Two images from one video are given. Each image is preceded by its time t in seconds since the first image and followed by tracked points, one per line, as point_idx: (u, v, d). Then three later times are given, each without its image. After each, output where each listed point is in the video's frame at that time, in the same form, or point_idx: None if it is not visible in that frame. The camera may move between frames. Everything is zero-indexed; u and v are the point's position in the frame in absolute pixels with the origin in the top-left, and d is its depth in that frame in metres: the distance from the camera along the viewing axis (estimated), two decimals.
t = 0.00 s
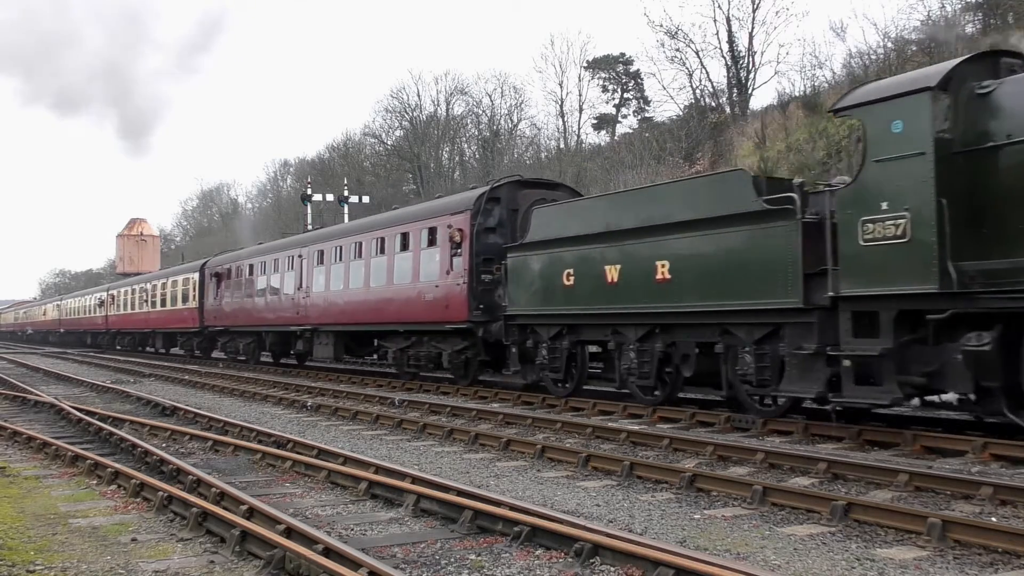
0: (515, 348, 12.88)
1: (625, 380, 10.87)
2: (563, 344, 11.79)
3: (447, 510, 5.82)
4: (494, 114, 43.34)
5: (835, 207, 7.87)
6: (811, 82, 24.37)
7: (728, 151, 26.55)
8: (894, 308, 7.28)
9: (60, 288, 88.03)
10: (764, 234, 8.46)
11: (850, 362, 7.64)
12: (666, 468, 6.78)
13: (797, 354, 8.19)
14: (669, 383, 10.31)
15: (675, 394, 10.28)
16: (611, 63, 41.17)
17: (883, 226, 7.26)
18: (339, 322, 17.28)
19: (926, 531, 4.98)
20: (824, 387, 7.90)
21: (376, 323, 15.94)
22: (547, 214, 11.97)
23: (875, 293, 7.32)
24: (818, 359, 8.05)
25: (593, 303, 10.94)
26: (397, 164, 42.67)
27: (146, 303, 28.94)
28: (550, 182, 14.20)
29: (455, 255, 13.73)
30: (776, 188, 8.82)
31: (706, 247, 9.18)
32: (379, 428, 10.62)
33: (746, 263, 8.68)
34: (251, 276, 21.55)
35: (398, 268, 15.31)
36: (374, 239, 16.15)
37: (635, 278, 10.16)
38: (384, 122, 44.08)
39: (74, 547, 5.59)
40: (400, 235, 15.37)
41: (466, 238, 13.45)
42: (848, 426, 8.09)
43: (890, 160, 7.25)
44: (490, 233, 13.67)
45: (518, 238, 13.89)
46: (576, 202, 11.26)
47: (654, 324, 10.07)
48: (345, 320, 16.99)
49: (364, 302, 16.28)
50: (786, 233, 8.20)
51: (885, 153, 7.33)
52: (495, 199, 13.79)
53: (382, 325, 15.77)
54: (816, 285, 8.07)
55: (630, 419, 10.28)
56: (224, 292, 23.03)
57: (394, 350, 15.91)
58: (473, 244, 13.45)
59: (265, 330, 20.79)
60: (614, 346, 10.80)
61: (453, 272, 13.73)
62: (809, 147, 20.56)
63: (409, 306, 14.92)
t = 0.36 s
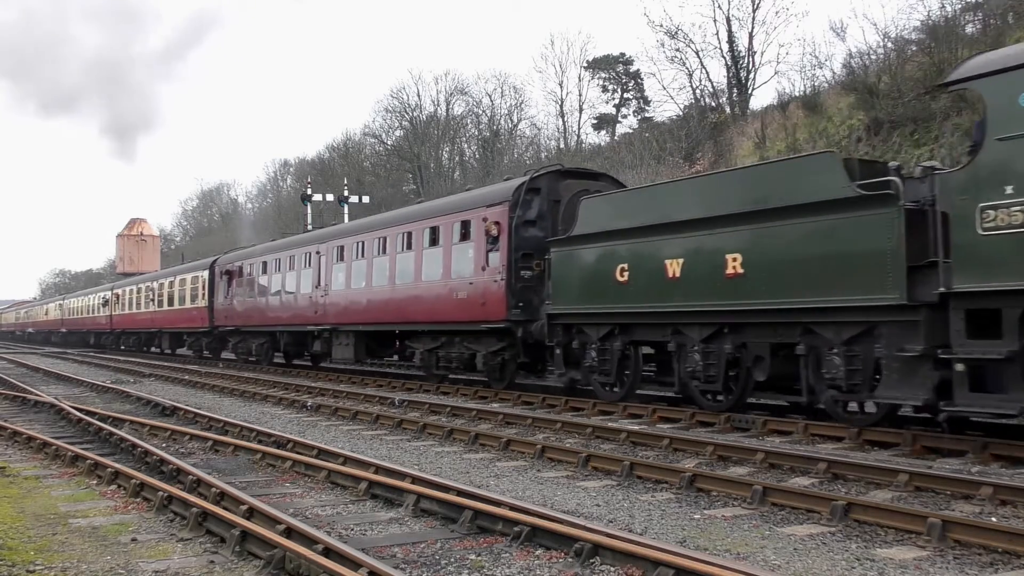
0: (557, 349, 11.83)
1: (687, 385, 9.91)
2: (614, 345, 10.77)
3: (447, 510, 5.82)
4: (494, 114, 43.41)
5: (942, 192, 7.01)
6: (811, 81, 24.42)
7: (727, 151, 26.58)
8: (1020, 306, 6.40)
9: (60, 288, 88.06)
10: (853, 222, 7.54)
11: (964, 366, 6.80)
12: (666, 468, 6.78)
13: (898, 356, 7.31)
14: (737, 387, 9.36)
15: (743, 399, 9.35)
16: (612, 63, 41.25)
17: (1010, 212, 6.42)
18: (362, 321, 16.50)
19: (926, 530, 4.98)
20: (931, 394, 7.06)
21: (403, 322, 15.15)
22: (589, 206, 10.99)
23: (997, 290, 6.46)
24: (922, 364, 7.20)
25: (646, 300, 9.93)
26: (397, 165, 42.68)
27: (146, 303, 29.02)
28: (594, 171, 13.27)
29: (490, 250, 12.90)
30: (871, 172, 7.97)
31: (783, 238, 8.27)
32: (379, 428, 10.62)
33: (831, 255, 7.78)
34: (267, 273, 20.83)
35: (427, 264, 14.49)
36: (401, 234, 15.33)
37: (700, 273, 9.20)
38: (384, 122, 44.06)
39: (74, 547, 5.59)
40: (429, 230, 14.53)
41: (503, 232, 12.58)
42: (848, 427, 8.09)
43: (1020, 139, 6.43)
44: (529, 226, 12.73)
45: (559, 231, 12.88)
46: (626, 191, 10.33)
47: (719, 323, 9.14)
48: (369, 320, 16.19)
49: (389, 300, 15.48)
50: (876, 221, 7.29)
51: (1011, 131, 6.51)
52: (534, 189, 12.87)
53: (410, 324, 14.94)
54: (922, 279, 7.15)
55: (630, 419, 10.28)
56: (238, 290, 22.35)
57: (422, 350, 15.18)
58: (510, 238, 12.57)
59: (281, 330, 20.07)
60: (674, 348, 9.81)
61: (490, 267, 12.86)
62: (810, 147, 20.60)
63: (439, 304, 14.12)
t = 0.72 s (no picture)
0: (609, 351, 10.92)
1: (763, 391, 8.94)
2: (674, 345, 9.83)
3: (447, 510, 5.82)
4: (494, 114, 43.44)
5: None
6: (811, 82, 24.47)
7: (727, 151, 26.60)
8: None
9: (60, 287, 88.15)
10: (969, 208, 6.67)
11: None
12: (666, 468, 6.79)
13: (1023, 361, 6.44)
14: (823, 390, 8.45)
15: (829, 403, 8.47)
16: (612, 63, 41.31)
17: None
18: (387, 321, 15.57)
19: (927, 531, 4.98)
20: None
21: (434, 322, 14.24)
22: (649, 194, 10.17)
23: None
24: None
25: (718, 296, 9.04)
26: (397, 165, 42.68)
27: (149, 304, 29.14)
28: (640, 160, 12.32)
29: (532, 245, 12.01)
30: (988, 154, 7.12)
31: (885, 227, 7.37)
32: (379, 428, 10.61)
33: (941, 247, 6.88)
34: (285, 270, 19.99)
35: (460, 259, 13.57)
36: (430, 228, 14.42)
37: (779, 267, 8.33)
38: (384, 122, 44.09)
39: (74, 547, 5.59)
40: (462, 223, 13.61)
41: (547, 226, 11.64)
42: (848, 427, 8.09)
43: None
44: (575, 218, 11.76)
45: (609, 223, 11.86)
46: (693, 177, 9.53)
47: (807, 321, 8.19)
48: (395, 319, 15.31)
49: (418, 298, 14.57)
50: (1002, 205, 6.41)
51: None
52: (580, 179, 11.85)
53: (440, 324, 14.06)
54: None
55: (630, 419, 10.28)
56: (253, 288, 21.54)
57: (454, 351, 14.31)
58: (555, 232, 11.62)
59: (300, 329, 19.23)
60: (747, 350, 8.91)
61: (532, 263, 11.95)
62: (810, 147, 20.61)
63: (474, 301, 13.21)
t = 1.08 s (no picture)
0: (669, 353, 10.18)
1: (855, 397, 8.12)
2: (746, 347, 9.06)
3: (447, 510, 5.82)
4: (494, 114, 43.44)
5: None
6: (810, 82, 24.47)
7: (727, 151, 26.60)
8: None
9: (60, 287, 88.21)
10: None
11: None
12: (666, 468, 6.79)
13: None
14: (927, 398, 7.54)
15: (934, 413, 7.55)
16: (612, 63, 41.31)
17: None
18: (415, 320, 14.73)
19: (927, 531, 4.98)
20: None
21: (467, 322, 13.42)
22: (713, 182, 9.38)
23: None
24: None
25: (799, 296, 8.16)
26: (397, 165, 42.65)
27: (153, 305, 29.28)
28: (696, 146, 11.37)
29: (581, 238, 11.11)
30: None
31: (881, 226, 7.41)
32: (380, 428, 10.61)
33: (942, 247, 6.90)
34: (304, 267, 19.22)
35: (497, 255, 12.67)
36: (463, 221, 13.54)
37: (875, 260, 7.43)
38: (384, 122, 44.09)
39: (74, 547, 5.59)
40: (502, 215, 12.66)
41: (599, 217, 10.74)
42: (848, 427, 8.09)
43: None
44: (629, 210, 10.86)
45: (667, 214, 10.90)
46: (737, 169, 9.05)
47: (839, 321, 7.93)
48: (423, 319, 14.48)
49: (450, 297, 13.74)
50: None
51: None
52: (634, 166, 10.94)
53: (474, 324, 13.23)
54: None
55: (630, 419, 10.28)
56: (269, 286, 20.85)
57: (489, 353, 13.42)
58: (606, 224, 10.70)
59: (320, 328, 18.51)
60: (836, 352, 8.08)
61: (580, 259, 11.06)
62: (809, 147, 20.60)
63: (511, 300, 12.35)
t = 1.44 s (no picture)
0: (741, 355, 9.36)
1: (969, 406, 7.17)
2: (835, 348, 8.23)
3: (447, 510, 5.82)
4: (494, 114, 43.47)
5: None
6: (810, 82, 24.47)
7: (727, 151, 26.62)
8: None
9: (60, 286, 88.26)
10: None
11: None
12: (666, 468, 6.79)
13: None
14: None
15: None
16: (612, 63, 41.32)
17: None
18: (447, 319, 14.13)
19: (927, 531, 4.98)
20: None
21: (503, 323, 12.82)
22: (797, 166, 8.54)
23: None
24: None
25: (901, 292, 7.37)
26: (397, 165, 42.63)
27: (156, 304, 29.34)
28: (764, 130, 10.51)
29: (638, 230, 10.32)
30: None
31: (885, 224, 7.52)
32: (380, 428, 10.61)
33: None
34: (325, 264, 18.82)
35: (541, 248, 11.97)
36: (501, 213, 12.90)
37: (994, 253, 6.58)
38: (384, 122, 44.09)
39: (74, 547, 5.59)
40: (548, 206, 11.90)
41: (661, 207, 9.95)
42: (847, 427, 8.09)
43: None
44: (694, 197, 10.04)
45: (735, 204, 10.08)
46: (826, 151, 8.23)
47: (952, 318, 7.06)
48: (456, 318, 13.86)
49: (485, 295, 13.11)
50: None
51: None
52: (699, 151, 10.11)
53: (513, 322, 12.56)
54: None
55: (630, 419, 10.28)
56: (287, 286, 20.62)
57: (530, 354, 12.68)
58: (668, 214, 9.90)
59: (342, 327, 18.08)
60: (947, 355, 7.18)
61: (638, 253, 10.29)
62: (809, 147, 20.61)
63: (554, 297, 11.66)
